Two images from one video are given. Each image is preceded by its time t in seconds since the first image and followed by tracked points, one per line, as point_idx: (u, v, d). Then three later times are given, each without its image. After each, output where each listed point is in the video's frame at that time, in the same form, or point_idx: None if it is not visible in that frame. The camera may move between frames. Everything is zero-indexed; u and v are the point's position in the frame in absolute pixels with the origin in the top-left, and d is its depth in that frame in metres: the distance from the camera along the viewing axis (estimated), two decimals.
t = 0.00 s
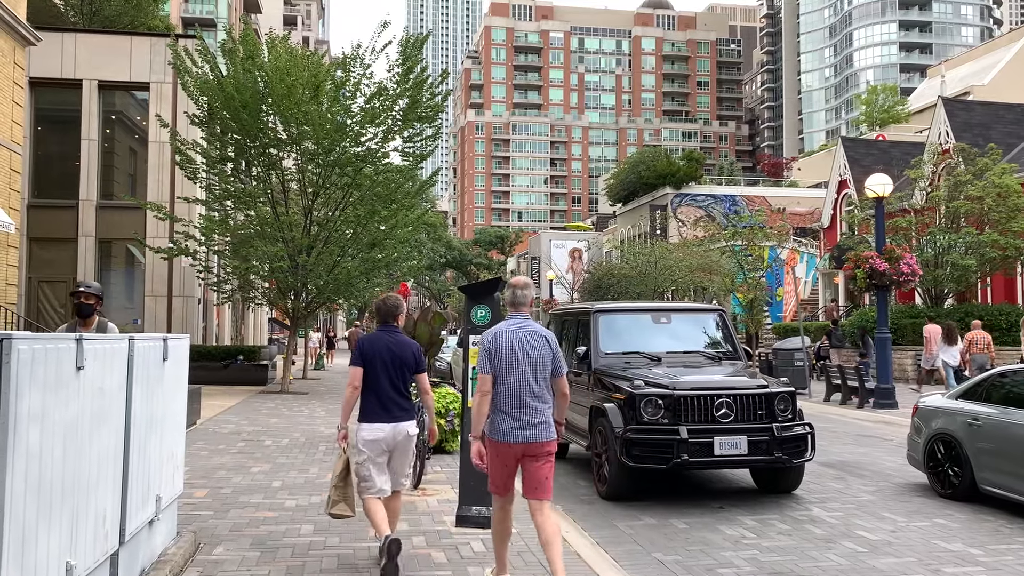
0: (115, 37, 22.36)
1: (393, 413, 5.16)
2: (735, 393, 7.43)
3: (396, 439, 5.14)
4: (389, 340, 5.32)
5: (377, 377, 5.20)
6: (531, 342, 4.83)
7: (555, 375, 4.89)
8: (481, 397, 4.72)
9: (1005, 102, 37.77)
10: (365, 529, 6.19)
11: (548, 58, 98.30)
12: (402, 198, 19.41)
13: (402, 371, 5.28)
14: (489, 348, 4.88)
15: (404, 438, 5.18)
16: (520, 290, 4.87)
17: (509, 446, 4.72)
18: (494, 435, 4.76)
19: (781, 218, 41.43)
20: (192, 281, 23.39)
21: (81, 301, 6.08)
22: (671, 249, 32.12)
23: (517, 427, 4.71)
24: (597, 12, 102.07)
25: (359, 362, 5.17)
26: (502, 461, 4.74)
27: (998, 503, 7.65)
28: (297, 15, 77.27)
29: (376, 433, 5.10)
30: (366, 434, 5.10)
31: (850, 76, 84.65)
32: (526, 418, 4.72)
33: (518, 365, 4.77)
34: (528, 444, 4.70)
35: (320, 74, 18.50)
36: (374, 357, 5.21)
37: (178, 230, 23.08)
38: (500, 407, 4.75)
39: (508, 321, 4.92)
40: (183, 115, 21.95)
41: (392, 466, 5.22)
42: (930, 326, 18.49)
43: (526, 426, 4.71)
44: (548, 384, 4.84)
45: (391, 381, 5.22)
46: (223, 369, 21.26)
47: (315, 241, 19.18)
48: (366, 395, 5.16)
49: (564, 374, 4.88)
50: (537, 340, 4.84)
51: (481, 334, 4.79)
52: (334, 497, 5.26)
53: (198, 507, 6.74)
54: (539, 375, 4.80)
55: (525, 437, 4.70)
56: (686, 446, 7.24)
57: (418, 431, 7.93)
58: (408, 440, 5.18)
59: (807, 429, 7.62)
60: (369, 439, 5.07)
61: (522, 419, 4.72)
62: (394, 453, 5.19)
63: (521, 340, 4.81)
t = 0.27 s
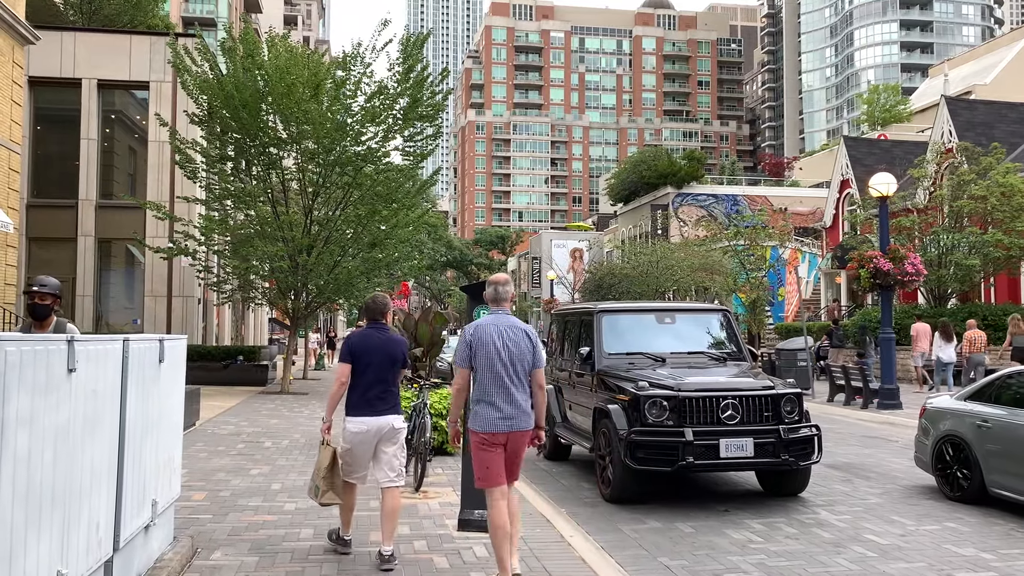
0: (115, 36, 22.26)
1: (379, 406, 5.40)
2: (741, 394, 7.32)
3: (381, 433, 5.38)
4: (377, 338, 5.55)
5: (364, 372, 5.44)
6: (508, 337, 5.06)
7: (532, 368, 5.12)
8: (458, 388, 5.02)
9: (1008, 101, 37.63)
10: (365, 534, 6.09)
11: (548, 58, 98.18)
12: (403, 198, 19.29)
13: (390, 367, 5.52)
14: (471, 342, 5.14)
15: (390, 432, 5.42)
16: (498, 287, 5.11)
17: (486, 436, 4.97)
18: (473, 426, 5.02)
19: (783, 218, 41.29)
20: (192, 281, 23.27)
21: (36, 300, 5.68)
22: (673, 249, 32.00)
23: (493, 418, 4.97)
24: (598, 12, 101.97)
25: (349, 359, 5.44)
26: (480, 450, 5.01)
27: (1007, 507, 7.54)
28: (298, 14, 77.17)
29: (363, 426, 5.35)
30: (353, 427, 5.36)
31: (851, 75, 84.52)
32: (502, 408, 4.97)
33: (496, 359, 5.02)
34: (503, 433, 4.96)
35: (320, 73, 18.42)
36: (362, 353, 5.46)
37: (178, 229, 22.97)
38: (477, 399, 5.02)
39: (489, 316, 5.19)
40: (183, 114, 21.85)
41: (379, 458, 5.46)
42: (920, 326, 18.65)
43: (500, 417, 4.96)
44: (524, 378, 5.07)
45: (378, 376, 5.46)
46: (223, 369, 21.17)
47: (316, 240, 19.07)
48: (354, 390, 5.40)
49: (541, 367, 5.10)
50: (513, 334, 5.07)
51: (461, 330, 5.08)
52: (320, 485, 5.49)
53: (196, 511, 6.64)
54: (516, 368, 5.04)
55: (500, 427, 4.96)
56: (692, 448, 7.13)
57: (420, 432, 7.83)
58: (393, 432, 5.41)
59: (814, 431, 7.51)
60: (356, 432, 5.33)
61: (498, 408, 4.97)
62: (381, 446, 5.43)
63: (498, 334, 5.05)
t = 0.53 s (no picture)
0: (113, 34, 22.14)
1: (359, 409, 5.50)
2: (747, 396, 7.19)
3: (360, 434, 5.48)
4: (357, 341, 5.65)
5: (344, 375, 5.53)
6: (490, 341, 5.19)
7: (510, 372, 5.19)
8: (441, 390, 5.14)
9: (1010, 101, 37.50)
10: (364, 539, 5.96)
11: (549, 58, 98.06)
12: (403, 197, 19.15)
13: (369, 370, 5.62)
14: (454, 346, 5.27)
15: (369, 433, 5.52)
16: (481, 292, 5.27)
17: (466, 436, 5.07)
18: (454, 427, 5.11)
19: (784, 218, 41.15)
20: (191, 281, 23.15)
21: None
22: (674, 249, 31.87)
23: (473, 419, 5.06)
24: (598, 11, 101.84)
25: (329, 363, 5.54)
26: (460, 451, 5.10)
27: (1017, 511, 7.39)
28: (298, 14, 77.00)
29: (342, 428, 5.45)
30: (333, 429, 5.46)
31: (851, 75, 84.41)
32: (478, 410, 5.07)
33: (478, 362, 5.13)
34: (483, 434, 5.04)
35: (320, 72, 18.32)
36: (342, 357, 5.56)
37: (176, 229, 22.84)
38: (458, 400, 5.11)
39: (473, 321, 5.33)
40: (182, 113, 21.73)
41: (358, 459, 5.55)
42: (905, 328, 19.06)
43: (481, 418, 5.05)
44: (505, 380, 5.17)
45: (357, 379, 5.55)
46: (222, 370, 21.03)
47: (315, 240, 18.95)
48: (334, 394, 5.50)
49: (521, 371, 5.21)
50: (495, 338, 5.20)
51: (445, 334, 5.21)
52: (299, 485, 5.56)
53: (193, 515, 6.52)
54: (493, 372, 5.14)
55: (479, 428, 5.04)
56: (697, 451, 7.00)
57: (420, 435, 7.71)
58: (372, 434, 5.52)
59: (821, 434, 7.39)
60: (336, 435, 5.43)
61: (475, 410, 5.07)
62: (359, 448, 5.52)
63: (478, 339, 5.17)
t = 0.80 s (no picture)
0: (113, 33, 22.05)
1: (342, 402, 5.60)
2: (753, 397, 7.08)
3: (345, 426, 5.57)
4: (339, 338, 5.77)
5: (327, 371, 5.65)
6: (478, 338, 5.34)
7: (494, 368, 5.43)
8: (433, 382, 5.20)
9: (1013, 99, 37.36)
10: (365, 542, 5.86)
11: (549, 57, 97.93)
12: (403, 196, 19.02)
13: (352, 366, 5.73)
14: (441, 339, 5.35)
15: (354, 425, 5.62)
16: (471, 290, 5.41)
17: (452, 429, 5.25)
18: (439, 419, 5.26)
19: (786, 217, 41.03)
20: (191, 280, 23.04)
21: None
22: (676, 248, 31.76)
23: (460, 413, 5.24)
24: (599, 11, 101.68)
25: (312, 359, 5.66)
26: (442, 442, 5.29)
27: None
28: (299, 14, 76.96)
29: (326, 421, 5.55)
30: (317, 422, 5.56)
31: (852, 75, 84.28)
32: (469, 405, 5.25)
33: (466, 358, 5.29)
34: (469, 428, 5.26)
35: (320, 71, 18.22)
36: (324, 353, 5.68)
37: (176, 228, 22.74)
38: (447, 394, 5.25)
39: (457, 316, 5.45)
40: (181, 111, 21.62)
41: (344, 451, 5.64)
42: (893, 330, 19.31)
43: (468, 413, 5.25)
44: (488, 377, 5.39)
45: (341, 375, 5.67)
46: (222, 370, 20.90)
47: (315, 240, 18.82)
48: (317, 389, 5.61)
49: (502, 368, 5.46)
50: (483, 336, 5.37)
51: (437, 329, 5.27)
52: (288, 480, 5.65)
53: (191, 518, 6.41)
54: (481, 368, 5.33)
55: (466, 422, 5.25)
56: (703, 453, 6.90)
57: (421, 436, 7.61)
58: (358, 427, 5.63)
59: (828, 436, 7.28)
60: (320, 427, 5.52)
61: (466, 405, 5.25)
62: (344, 440, 5.61)
63: (468, 335, 5.32)
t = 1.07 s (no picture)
0: (113, 31, 21.96)
1: (332, 399, 5.83)
2: (761, 397, 6.99)
3: (334, 422, 5.81)
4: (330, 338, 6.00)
5: (318, 369, 5.85)
6: (458, 341, 5.62)
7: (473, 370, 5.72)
8: (420, 383, 5.38)
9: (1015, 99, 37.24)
10: (368, 544, 5.77)
11: (550, 57, 97.80)
12: (404, 195, 18.92)
13: (341, 364, 5.96)
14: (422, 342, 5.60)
15: (342, 422, 5.84)
16: (448, 295, 5.67)
17: (437, 428, 5.51)
18: (423, 419, 5.50)
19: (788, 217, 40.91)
20: (190, 280, 22.93)
21: None
22: (677, 248, 31.65)
23: (444, 412, 5.49)
24: (599, 11, 101.55)
25: (303, 357, 5.87)
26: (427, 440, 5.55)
27: None
28: (299, 14, 76.84)
29: (316, 417, 5.77)
30: (307, 419, 5.78)
31: (853, 75, 84.16)
32: (453, 404, 5.51)
33: (448, 360, 5.54)
34: (452, 426, 5.51)
35: (321, 69, 18.13)
36: (315, 352, 5.89)
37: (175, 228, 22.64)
38: (430, 394, 5.49)
39: (435, 320, 5.70)
40: (181, 110, 21.53)
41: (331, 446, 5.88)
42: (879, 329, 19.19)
43: (452, 412, 5.50)
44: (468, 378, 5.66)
45: (331, 373, 5.88)
46: (222, 370, 20.79)
47: (316, 239, 18.73)
48: (308, 386, 5.82)
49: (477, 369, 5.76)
50: (461, 338, 5.65)
51: (420, 333, 5.51)
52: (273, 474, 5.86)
53: (190, 519, 6.32)
54: (461, 369, 5.60)
55: (449, 420, 5.50)
56: (710, 454, 6.80)
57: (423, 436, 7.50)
58: (345, 423, 5.86)
59: (836, 436, 7.18)
60: (311, 423, 5.75)
61: (449, 403, 5.50)
62: (333, 435, 5.85)
63: (449, 339, 5.59)
